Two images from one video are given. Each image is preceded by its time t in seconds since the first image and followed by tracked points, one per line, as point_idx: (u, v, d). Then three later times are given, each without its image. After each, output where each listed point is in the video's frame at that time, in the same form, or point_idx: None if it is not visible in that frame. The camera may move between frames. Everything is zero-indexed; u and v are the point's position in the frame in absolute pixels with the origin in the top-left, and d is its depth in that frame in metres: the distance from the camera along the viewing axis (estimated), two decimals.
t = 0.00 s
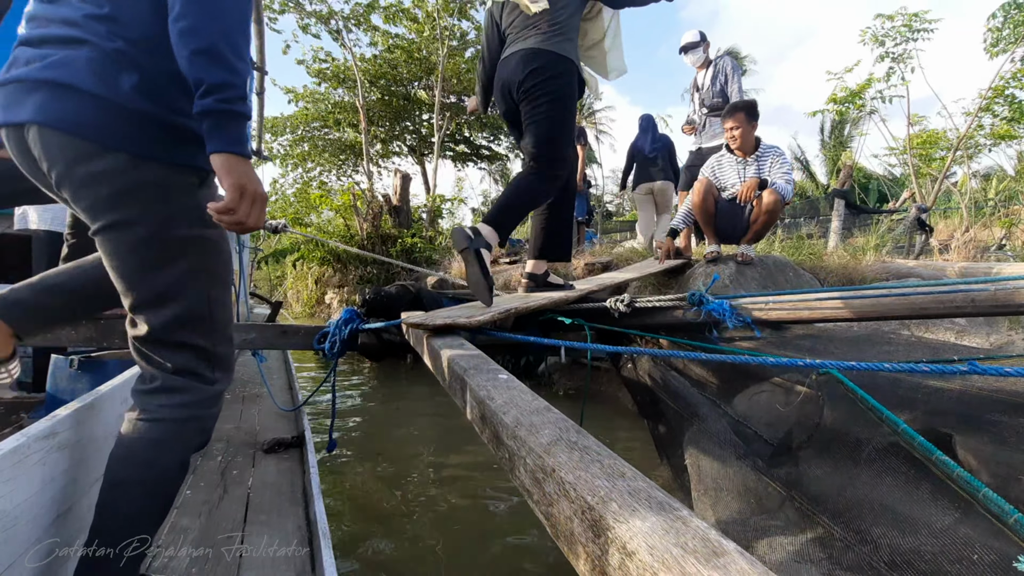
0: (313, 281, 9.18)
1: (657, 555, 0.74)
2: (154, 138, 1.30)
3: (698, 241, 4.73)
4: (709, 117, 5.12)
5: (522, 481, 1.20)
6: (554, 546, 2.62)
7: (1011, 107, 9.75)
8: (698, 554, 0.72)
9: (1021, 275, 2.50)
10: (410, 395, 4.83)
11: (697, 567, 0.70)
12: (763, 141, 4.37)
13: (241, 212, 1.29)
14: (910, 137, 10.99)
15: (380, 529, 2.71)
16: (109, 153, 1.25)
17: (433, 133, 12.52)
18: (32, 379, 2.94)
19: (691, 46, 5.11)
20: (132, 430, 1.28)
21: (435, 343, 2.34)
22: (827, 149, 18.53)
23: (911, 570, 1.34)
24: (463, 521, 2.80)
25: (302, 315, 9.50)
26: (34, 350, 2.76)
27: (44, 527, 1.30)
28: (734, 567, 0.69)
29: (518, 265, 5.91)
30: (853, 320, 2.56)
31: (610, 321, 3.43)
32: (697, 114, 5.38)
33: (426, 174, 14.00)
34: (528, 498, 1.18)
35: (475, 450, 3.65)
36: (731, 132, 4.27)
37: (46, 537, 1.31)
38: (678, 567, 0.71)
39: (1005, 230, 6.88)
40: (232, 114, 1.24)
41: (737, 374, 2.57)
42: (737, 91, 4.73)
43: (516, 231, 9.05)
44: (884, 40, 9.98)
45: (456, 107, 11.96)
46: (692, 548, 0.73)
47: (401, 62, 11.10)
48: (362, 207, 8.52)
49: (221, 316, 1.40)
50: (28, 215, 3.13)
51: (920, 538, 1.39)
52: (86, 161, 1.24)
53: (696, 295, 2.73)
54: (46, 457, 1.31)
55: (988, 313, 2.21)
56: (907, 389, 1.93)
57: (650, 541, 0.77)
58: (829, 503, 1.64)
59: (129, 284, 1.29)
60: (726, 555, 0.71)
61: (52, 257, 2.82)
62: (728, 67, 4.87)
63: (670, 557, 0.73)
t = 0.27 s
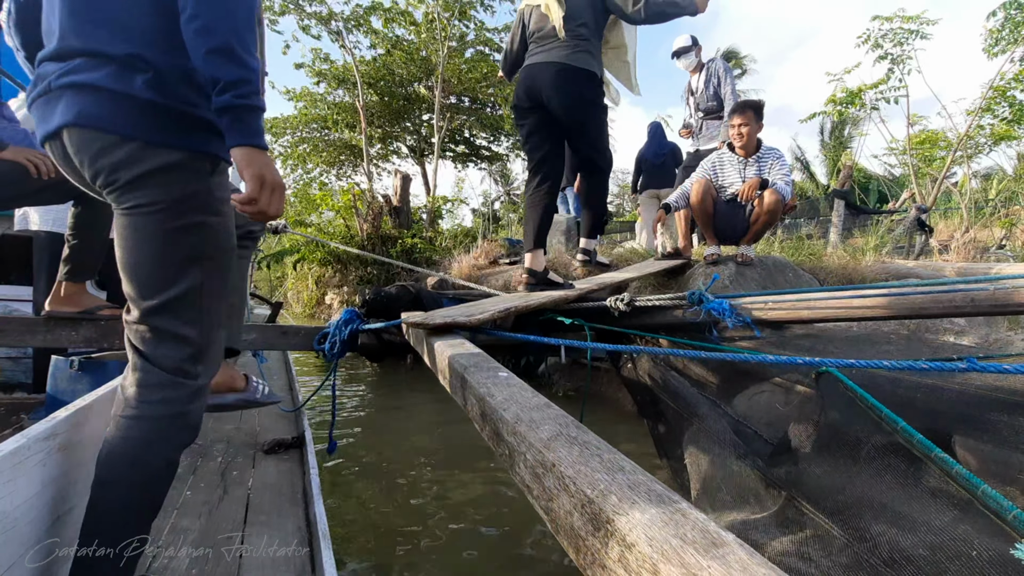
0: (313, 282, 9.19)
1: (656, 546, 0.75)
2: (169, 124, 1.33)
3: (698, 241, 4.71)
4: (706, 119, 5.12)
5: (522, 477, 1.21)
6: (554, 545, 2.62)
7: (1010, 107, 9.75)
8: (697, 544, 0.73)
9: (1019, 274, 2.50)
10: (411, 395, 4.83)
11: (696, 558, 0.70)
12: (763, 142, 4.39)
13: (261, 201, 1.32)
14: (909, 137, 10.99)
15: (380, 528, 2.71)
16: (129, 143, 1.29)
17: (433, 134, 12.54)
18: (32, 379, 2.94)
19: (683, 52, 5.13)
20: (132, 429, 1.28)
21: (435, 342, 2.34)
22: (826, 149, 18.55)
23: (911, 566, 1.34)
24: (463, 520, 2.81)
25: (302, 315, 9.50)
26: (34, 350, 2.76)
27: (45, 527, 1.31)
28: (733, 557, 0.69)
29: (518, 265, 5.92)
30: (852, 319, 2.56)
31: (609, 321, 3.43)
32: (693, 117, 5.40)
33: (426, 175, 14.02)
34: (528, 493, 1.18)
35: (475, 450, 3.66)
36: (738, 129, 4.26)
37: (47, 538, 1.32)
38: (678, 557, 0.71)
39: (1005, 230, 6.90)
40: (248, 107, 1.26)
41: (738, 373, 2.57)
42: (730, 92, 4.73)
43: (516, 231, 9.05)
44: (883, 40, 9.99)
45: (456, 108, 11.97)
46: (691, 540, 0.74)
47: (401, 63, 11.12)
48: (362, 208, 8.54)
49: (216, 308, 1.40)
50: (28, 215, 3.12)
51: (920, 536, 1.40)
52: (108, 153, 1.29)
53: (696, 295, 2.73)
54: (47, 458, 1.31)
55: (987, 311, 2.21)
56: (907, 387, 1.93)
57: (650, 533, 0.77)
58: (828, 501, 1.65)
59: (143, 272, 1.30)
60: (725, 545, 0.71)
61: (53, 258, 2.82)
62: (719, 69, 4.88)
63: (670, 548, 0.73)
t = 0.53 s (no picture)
0: (313, 283, 9.19)
1: (657, 554, 0.75)
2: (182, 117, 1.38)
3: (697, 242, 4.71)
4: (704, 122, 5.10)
5: (523, 483, 1.21)
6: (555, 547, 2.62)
7: (1011, 108, 9.74)
8: (698, 553, 0.73)
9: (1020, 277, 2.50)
10: (411, 396, 4.83)
11: (696, 566, 0.70)
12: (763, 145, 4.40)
13: (176, 206, 1.25)
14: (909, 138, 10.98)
15: (381, 531, 2.71)
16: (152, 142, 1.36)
17: (432, 135, 12.53)
18: (33, 381, 2.94)
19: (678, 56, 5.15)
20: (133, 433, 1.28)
21: (436, 344, 2.34)
22: (826, 150, 18.54)
23: (911, 571, 1.34)
24: (464, 523, 2.81)
25: (302, 316, 9.50)
26: (35, 352, 2.76)
27: (48, 530, 1.31)
28: (734, 566, 0.69)
29: (518, 266, 5.92)
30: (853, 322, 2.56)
31: (610, 323, 3.43)
32: (691, 120, 5.42)
33: (426, 175, 14.01)
34: (529, 499, 1.18)
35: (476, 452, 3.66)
36: (740, 129, 4.24)
37: (51, 540, 1.32)
38: (678, 566, 0.71)
39: (1005, 231, 6.89)
40: (194, 122, 1.26)
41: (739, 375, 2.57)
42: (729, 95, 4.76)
43: (516, 232, 9.05)
44: (883, 41, 9.98)
45: (456, 109, 11.96)
46: (691, 547, 0.74)
47: (401, 64, 11.11)
48: (362, 209, 8.53)
49: (237, 302, 1.43)
50: (27, 218, 3.13)
51: (920, 540, 1.40)
52: (152, 174, 1.35)
53: (696, 297, 2.73)
54: (49, 460, 1.32)
55: (987, 314, 2.21)
56: (908, 391, 1.93)
57: (650, 541, 0.77)
58: (829, 504, 1.65)
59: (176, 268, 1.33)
60: (725, 554, 0.72)
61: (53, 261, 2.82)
62: (716, 73, 4.91)
63: (670, 556, 0.73)
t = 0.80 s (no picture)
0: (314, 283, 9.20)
1: (658, 542, 0.75)
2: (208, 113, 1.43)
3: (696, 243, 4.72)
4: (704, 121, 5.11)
5: (524, 476, 1.21)
6: (556, 545, 2.62)
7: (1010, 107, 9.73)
8: (698, 540, 0.73)
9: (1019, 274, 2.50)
10: (412, 396, 4.83)
11: (697, 554, 0.70)
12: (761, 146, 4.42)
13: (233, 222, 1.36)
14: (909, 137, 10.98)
15: (382, 529, 2.72)
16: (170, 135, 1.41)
17: (432, 136, 12.55)
18: (34, 381, 2.94)
19: (680, 54, 5.18)
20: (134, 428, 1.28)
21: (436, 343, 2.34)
22: (826, 150, 18.54)
23: (913, 565, 1.34)
24: (465, 521, 2.81)
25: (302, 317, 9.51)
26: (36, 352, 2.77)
27: (49, 528, 1.31)
28: (735, 553, 0.70)
29: (518, 266, 5.93)
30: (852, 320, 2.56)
31: (611, 322, 3.42)
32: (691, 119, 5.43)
33: (426, 176, 14.01)
34: (530, 492, 1.19)
35: (476, 450, 3.66)
36: (741, 129, 4.21)
37: (51, 539, 1.32)
38: (679, 553, 0.72)
39: (1005, 230, 6.88)
40: (249, 145, 1.35)
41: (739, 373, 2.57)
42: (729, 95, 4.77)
43: (516, 232, 9.06)
44: (882, 40, 9.99)
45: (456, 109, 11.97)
46: (693, 535, 0.74)
47: (401, 65, 11.12)
48: (362, 209, 8.54)
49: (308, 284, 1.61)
50: (27, 218, 3.12)
51: (921, 534, 1.40)
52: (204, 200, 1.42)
53: (697, 295, 2.72)
54: (50, 459, 1.32)
55: (987, 310, 2.22)
56: (908, 386, 1.93)
57: (651, 529, 0.78)
58: (830, 500, 1.65)
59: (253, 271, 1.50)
60: (726, 541, 0.72)
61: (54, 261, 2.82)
62: (718, 72, 4.90)
63: (671, 544, 0.74)
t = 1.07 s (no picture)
0: (314, 284, 9.22)
1: (658, 549, 0.75)
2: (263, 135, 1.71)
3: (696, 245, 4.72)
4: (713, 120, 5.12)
5: (524, 481, 1.21)
6: (555, 547, 2.63)
7: (1011, 109, 9.73)
8: (697, 547, 0.73)
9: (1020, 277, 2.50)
10: (412, 397, 4.84)
11: (696, 561, 0.71)
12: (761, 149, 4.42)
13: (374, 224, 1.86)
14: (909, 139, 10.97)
15: (382, 531, 2.72)
16: (222, 157, 1.64)
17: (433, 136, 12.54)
18: (35, 382, 2.95)
19: (693, 51, 5.09)
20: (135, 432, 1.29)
21: (436, 345, 2.34)
22: (827, 151, 18.54)
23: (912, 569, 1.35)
24: (464, 523, 2.81)
25: (303, 318, 9.53)
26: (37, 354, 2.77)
27: (51, 531, 1.31)
28: (733, 560, 0.70)
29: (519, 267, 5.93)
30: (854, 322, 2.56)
31: (611, 324, 3.43)
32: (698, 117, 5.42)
33: (426, 176, 14.01)
34: (529, 497, 1.19)
35: (476, 452, 3.66)
36: (738, 134, 4.23)
37: (53, 541, 1.32)
38: (678, 560, 0.72)
39: (1006, 232, 6.88)
40: (342, 169, 1.70)
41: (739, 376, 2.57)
42: (740, 95, 4.75)
43: (516, 233, 9.06)
44: (882, 41, 9.99)
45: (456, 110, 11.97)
46: (692, 542, 0.75)
47: (401, 65, 11.11)
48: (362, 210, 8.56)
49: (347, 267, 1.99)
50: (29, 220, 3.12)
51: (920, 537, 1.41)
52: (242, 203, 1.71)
53: (697, 298, 2.72)
54: (52, 462, 1.32)
55: (987, 314, 2.22)
56: (907, 390, 1.93)
57: (650, 536, 0.78)
58: (830, 504, 1.65)
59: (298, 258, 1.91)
60: (725, 548, 0.72)
61: (54, 263, 2.82)
62: (729, 72, 4.89)
63: (670, 551, 0.74)
